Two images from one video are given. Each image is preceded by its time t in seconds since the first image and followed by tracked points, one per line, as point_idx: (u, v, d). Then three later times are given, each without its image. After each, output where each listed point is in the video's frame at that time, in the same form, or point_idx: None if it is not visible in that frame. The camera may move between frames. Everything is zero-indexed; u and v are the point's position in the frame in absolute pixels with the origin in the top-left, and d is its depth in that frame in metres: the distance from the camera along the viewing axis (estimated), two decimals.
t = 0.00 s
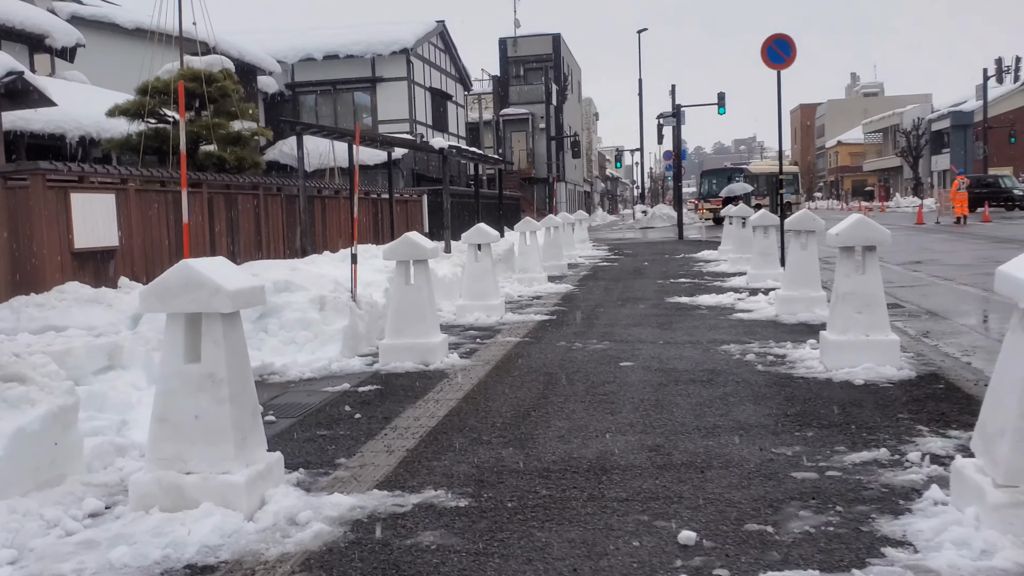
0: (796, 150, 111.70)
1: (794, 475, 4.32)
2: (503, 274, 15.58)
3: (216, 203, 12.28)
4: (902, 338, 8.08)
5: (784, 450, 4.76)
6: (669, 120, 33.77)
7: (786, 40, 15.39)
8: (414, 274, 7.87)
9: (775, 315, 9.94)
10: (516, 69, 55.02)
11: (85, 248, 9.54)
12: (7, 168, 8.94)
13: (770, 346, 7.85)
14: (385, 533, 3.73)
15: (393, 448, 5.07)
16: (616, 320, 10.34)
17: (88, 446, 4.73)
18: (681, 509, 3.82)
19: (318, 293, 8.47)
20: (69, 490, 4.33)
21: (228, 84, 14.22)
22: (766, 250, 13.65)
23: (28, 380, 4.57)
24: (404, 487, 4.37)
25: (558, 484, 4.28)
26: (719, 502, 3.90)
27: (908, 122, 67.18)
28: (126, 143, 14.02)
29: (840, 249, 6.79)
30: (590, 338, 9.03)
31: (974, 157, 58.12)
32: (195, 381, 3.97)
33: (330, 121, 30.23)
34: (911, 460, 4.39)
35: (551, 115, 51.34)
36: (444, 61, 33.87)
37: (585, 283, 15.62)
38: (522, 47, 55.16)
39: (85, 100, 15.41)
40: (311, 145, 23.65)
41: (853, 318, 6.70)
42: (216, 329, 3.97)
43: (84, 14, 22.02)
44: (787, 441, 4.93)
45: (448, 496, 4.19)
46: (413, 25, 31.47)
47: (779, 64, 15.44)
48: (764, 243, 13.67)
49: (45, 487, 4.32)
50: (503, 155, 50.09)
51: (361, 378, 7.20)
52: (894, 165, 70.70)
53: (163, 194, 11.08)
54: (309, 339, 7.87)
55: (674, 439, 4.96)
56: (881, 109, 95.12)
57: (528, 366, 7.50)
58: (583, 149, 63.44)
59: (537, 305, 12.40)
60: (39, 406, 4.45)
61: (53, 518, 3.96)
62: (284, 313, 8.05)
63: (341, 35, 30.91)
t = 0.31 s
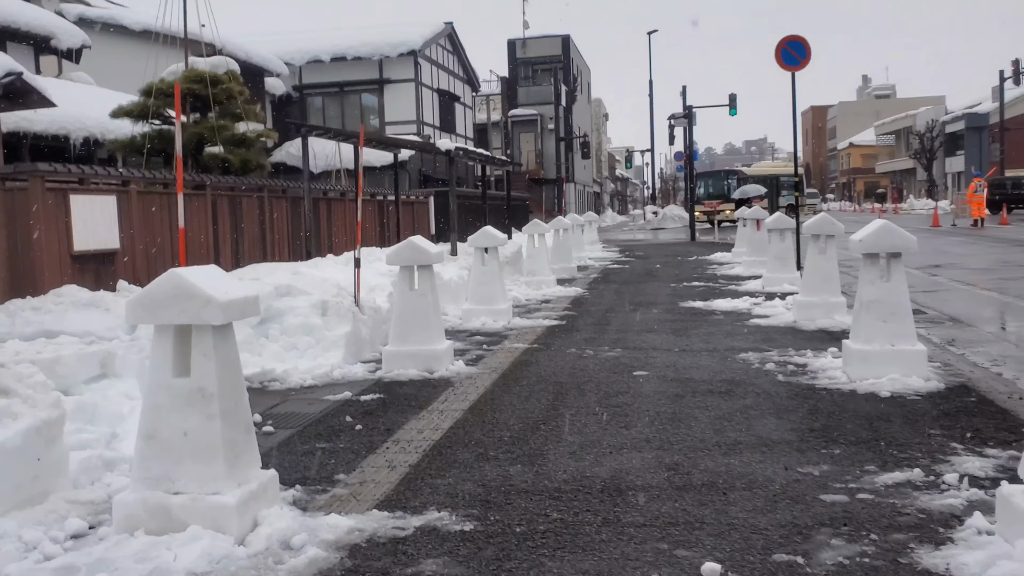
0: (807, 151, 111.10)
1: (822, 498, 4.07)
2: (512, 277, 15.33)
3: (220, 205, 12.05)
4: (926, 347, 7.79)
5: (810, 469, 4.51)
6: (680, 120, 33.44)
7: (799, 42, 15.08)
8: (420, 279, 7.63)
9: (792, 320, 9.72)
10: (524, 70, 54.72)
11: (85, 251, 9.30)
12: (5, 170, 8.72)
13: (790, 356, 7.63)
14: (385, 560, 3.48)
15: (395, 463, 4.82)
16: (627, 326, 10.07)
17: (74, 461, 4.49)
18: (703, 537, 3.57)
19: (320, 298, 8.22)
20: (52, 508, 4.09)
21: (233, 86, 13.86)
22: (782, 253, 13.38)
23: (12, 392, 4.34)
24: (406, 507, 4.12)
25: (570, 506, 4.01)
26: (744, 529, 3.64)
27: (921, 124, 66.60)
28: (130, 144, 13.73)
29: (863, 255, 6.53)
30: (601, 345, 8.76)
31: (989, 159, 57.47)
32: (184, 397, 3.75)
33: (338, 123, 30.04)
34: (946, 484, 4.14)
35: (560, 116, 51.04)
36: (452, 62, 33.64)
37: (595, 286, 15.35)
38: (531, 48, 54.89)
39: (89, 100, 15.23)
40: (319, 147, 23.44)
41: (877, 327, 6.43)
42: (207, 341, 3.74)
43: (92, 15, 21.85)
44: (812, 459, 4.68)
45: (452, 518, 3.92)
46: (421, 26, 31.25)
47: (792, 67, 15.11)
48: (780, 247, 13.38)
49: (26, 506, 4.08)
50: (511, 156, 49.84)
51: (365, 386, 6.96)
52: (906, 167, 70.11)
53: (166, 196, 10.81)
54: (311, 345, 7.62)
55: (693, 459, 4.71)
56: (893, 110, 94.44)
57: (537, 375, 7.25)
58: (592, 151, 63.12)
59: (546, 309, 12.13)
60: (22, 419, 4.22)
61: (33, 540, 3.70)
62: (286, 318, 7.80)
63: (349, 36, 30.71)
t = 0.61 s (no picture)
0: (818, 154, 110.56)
1: (854, 518, 3.75)
2: (521, 282, 15.04)
3: (221, 208, 11.77)
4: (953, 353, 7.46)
5: (839, 486, 4.19)
6: (691, 122, 33.09)
7: (815, 37, 14.79)
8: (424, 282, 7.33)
9: (810, 325, 9.43)
10: (534, 72, 54.44)
11: (81, 254, 9.05)
12: None
13: (810, 364, 7.31)
14: None
15: (393, 478, 4.52)
16: (638, 332, 9.75)
17: (49, 477, 4.21)
18: (727, 564, 3.25)
19: (321, 303, 7.93)
20: (22, 530, 3.81)
21: (238, 87, 13.57)
22: (798, 256, 13.07)
23: None
24: (402, 528, 3.81)
25: (580, 529, 3.71)
26: (772, 555, 3.33)
27: (934, 125, 66.02)
28: (131, 146, 13.45)
29: (890, 257, 6.22)
30: (611, 351, 8.47)
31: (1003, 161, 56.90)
32: (163, 408, 3.40)
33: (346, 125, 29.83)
34: (988, 503, 3.83)
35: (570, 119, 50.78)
36: (461, 64, 33.41)
37: (605, 291, 15.04)
38: (541, 50, 54.61)
39: (93, 101, 14.99)
40: (326, 150, 23.21)
41: (904, 333, 6.12)
42: (188, 348, 3.39)
43: (99, 16, 21.64)
44: (841, 474, 4.36)
45: (453, 542, 3.62)
46: (430, 28, 31.02)
47: (809, 63, 14.82)
48: (797, 249, 13.07)
49: None
50: (520, 159, 49.61)
51: (365, 395, 6.67)
52: (919, 169, 69.56)
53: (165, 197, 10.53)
54: (311, 352, 7.33)
55: (712, 475, 4.40)
56: (905, 112, 93.75)
57: (546, 383, 6.96)
58: (601, 153, 62.81)
59: (555, 314, 11.83)
60: None
61: None
62: (285, 324, 7.52)
63: (357, 38, 30.48)
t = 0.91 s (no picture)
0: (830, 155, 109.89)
1: (886, 552, 3.45)
2: (529, 285, 14.76)
3: (223, 210, 11.52)
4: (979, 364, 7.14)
5: (867, 514, 3.89)
6: (702, 124, 32.75)
7: (832, 38, 14.48)
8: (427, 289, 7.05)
9: (828, 333, 9.16)
10: (543, 73, 54.13)
11: (76, 258, 8.81)
12: None
13: (829, 375, 7.00)
14: None
15: (390, 501, 4.24)
16: (650, 338, 9.45)
17: (22, 498, 3.94)
18: None
19: (320, 310, 7.66)
20: None
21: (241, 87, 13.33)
22: (814, 260, 12.76)
23: None
24: (397, 559, 3.54)
25: (589, 562, 3.41)
26: None
27: (948, 127, 65.42)
28: (133, 146, 13.21)
29: (916, 266, 5.92)
30: (622, 359, 8.18)
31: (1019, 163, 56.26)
32: (137, 433, 3.14)
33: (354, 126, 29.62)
34: None
35: (580, 120, 50.48)
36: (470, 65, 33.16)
37: (615, 294, 14.74)
38: (551, 52, 54.33)
39: (96, 101, 14.77)
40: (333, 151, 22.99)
41: (931, 345, 5.83)
42: (164, 370, 3.12)
43: (105, 17, 21.45)
44: (868, 500, 4.07)
45: None
46: (439, 28, 30.77)
47: (826, 64, 14.50)
48: (812, 253, 12.77)
49: None
50: (529, 160, 49.38)
51: (366, 405, 6.40)
52: (933, 171, 68.95)
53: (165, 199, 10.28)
54: (309, 360, 7.06)
55: (730, 500, 4.11)
56: (918, 114, 93.05)
57: (554, 393, 6.67)
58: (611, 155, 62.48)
59: (564, 319, 11.54)
60: None
61: None
62: (283, 331, 7.25)
63: (365, 38, 30.25)
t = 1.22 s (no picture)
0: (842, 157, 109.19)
1: None
2: (537, 289, 14.49)
3: (225, 211, 11.27)
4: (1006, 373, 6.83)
5: (898, 538, 3.60)
6: (714, 125, 32.39)
7: (846, 35, 14.15)
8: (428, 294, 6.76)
9: (846, 340, 8.91)
10: (553, 75, 53.80)
11: (72, 262, 8.57)
12: None
13: (849, 385, 6.71)
14: None
15: (384, 522, 3.98)
16: (661, 344, 9.17)
17: None
18: None
19: (319, 316, 7.38)
20: None
21: (245, 88, 13.10)
22: (830, 264, 12.47)
23: None
24: None
25: None
26: None
27: (963, 128, 64.77)
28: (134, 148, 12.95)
29: (942, 270, 5.61)
30: (632, 366, 7.90)
31: None
32: (100, 451, 2.88)
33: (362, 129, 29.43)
34: None
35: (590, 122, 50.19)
36: (478, 66, 32.94)
37: (626, 298, 14.45)
38: (560, 53, 54.03)
39: (98, 103, 14.58)
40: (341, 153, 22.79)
41: (957, 354, 5.54)
42: (129, 382, 2.87)
43: (111, 19, 21.28)
44: (899, 523, 3.77)
45: None
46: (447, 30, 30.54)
47: (839, 62, 14.19)
48: (828, 256, 12.48)
49: None
50: (539, 163, 49.13)
51: (365, 415, 6.14)
52: (947, 173, 68.33)
53: (163, 201, 10.04)
54: (308, 367, 6.78)
55: (747, 523, 3.82)
56: (931, 115, 92.36)
57: (560, 403, 6.39)
58: (622, 157, 62.15)
59: (573, 323, 11.26)
60: None
61: None
62: (280, 337, 7.00)
63: (373, 40, 30.04)
